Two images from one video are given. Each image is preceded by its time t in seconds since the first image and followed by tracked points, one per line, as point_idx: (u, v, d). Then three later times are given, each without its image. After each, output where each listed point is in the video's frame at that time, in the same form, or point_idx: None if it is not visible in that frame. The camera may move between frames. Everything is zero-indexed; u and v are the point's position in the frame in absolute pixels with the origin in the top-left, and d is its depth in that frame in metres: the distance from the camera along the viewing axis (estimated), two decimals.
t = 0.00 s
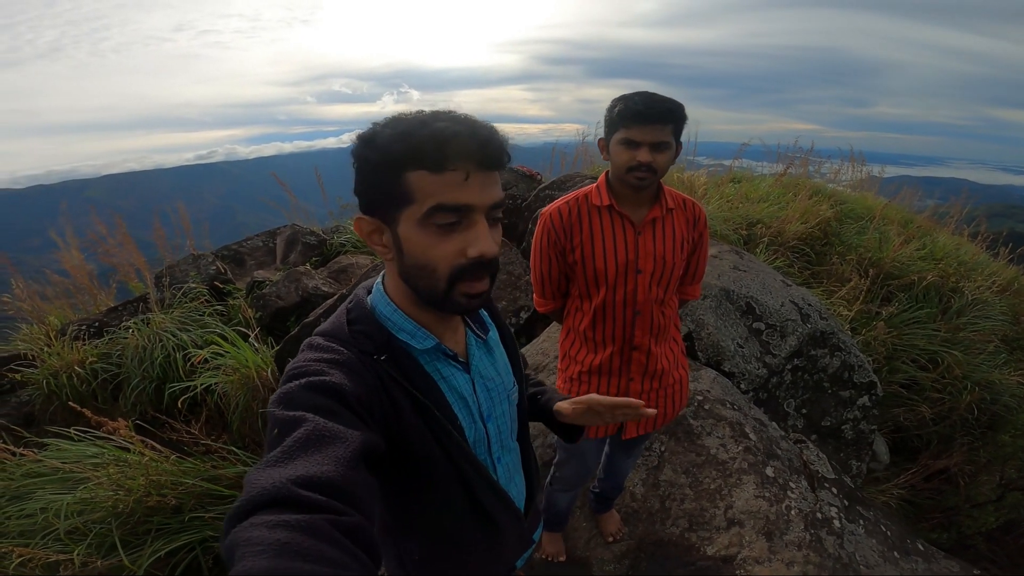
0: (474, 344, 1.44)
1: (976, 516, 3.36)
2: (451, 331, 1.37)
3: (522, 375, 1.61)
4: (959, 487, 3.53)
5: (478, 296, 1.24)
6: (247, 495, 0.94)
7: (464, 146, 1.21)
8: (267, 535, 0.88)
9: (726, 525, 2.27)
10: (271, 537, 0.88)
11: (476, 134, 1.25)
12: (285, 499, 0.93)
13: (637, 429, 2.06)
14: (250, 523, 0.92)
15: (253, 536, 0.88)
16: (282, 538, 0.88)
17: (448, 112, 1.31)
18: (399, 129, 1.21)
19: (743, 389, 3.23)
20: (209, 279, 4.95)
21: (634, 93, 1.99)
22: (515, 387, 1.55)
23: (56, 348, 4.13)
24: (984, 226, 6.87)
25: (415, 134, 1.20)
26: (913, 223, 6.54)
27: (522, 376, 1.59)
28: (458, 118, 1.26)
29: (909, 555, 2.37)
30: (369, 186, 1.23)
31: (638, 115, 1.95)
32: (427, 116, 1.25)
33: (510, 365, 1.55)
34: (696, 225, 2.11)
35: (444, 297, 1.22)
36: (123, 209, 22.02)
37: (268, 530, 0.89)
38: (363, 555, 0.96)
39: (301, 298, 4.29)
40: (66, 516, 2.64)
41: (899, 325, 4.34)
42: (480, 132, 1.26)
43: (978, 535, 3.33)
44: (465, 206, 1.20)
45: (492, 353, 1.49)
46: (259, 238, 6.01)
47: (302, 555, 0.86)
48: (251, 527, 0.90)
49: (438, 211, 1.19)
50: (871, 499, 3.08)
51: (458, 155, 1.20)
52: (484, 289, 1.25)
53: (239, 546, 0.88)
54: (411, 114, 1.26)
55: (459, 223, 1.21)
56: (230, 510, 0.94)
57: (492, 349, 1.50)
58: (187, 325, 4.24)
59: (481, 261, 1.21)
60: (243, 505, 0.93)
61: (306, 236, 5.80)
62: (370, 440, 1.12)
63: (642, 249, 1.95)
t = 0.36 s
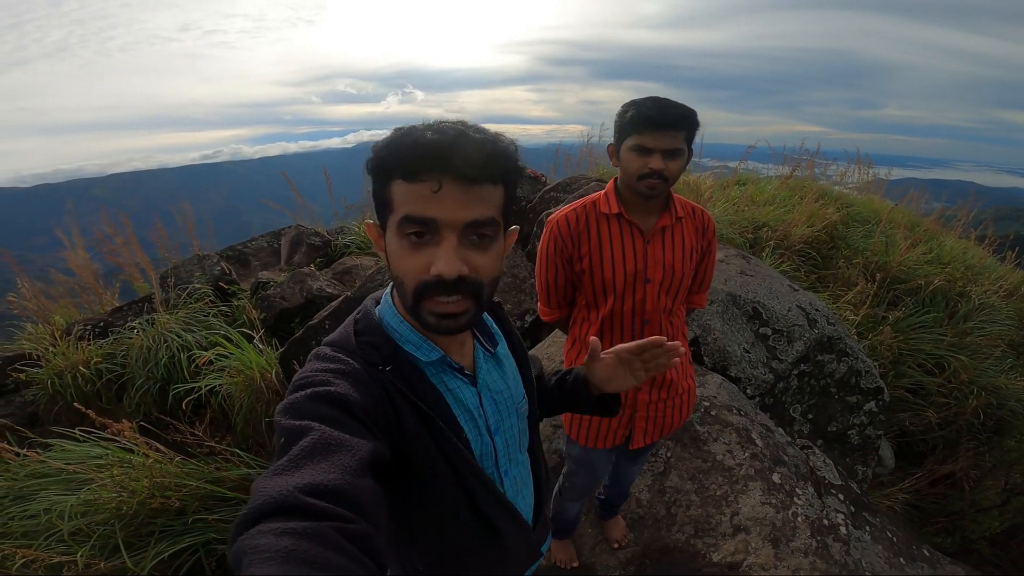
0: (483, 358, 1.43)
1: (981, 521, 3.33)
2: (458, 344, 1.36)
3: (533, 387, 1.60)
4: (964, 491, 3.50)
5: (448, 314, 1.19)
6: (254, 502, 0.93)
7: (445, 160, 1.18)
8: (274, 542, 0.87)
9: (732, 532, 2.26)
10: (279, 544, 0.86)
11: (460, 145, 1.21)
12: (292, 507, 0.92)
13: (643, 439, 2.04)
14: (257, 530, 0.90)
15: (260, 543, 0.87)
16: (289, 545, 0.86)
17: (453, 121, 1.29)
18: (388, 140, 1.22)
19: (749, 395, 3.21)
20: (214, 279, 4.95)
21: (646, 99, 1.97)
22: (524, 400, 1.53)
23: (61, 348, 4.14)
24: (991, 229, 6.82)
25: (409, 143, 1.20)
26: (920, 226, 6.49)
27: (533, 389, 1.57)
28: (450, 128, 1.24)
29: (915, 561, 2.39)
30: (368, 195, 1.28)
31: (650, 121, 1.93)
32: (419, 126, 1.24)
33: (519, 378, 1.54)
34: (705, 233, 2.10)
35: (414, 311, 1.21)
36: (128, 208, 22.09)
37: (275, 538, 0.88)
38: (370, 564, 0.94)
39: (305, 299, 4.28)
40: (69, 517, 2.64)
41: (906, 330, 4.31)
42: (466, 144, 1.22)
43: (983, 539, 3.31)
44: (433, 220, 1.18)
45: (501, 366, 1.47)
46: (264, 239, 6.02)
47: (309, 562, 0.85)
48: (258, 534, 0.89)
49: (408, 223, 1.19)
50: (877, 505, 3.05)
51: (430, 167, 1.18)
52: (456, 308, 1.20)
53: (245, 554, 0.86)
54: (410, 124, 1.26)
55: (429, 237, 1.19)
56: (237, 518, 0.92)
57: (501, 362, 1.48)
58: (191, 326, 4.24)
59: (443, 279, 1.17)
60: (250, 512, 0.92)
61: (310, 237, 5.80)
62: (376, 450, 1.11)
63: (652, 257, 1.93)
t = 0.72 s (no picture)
0: (500, 353, 1.42)
1: (982, 523, 3.37)
2: (478, 339, 1.35)
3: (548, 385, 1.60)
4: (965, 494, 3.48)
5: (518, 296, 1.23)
6: (271, 498, 0.93)
7: (497, 149, 1.20)
8: (289, 539, 0.87)
9: (737, 532, 2.25)
10: (294, 541, 0.86)
11: (503, 134, 1.24)
12: (308, 503, 0.92)
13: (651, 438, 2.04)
14: (273, 526, 0.90)
15: (275, 540, 0.87)
16: (304, 542, 0.86)
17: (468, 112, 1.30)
18: (424, 132, 1.18)
19: (753, 396, 3.20)
20: (216, 278, 4.95)
21: (655, 98, 1.97)
22: (540, 397, 1.52)
23: (63, 346, 4.14)
24: (993, 233, 6.80)
25: (421, 142, 1.17)
26: (922, 229, 6.48)
27: (549, 385, 1.57)
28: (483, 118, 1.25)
29: (919, 563, 2.38)
30: (396, 194, 1.21)
31: (660, 119, 1.93)
32: (449, 118, 1.23)
33: (536, 374, 1.53)
34: (712, 232, 2.10)
35: (481, 301, 1.21)
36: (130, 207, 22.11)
37: (291, 534, 0.88)
38: (384, 562, 0.94)
39: (308, 298, 4.28)
40: (70, 516, 2.64)
41: (908, 333, 4.30)
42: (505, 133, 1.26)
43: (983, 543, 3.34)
44: (499, 207, 1.19)
45: (518, 362, 1.46)
46: (266, 238, 6.02)
47: (324, 560, 0.84)
48: (273, 531, 0.89)
49: (475, 214, 1.17)
50: (880, 507, 3.04)
51: (488, 156, 1.19)
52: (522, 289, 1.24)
53: (262, 550, 0.86)
54: (432, 116, 1.24)
55: (494, 225, 1.20)
56: (253, 514, 0.93)
57: (519, 358, 1.47)
58: (194, 324, 4.24)
59: (520, 262, 1.20)
60: (266, 508, 0.92)
61: (313, 236, 5.81)
62: (392, 446, 1.10)
63: (660, 256, 1.93)
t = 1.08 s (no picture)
0: (487, 356, 1.44)
1: (978, 528, 3.30)
2: (466, 343, 1.36)
3: (533, 385, 1.62)
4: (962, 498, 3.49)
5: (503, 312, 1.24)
6: (262, 509, 0.93)
7: (508, 164, 1.20)
8: (281, 549, 0.88)
9: (731, 536, 2.25)
10: (286, 551, 0.87)
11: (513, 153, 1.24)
12: (299, 513, 0.93)
13: (645, 441, 2.05)
14: (265, 537, 0.91)
15: (267, 551, 0.88)
16: (297, 551, 0.87)
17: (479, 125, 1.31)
18: (433, 142, 1.19)
19: (749, 400, 3.20)
20: (216, 278, 4.95)
21: (649, 103, 1.97)
22: (525, 397, 1.54)
23: (62, 344, 4.15)
24: (993, 238, 6.80)
25: (423, 146, 1.19)
26: (921, 234, 6.48)
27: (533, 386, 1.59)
28: (493, 133, 1.25)
29: (912, 568, 2.39)
30: (394, 195, 1.20)
31: (653, 125, 1.94)
32: (461, 130, 1.23)
33: (521, 376, 1.54)
34: (704, 236, 2.11)
35: (468, 314, 1.21)
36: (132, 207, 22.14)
37: (283, 544, 0.88)
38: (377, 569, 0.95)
39: (307, 298, 4.29)
40: (66, 514, 2.65)
41: (906, 337, 4.30)
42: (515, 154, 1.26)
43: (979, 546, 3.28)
44: (499, 225, 1.19)
45: (504, 364, 1.48)
46: (266, 238, 6.04)
47: (317, 568, 0.85)
48: (265, 541, 0.90)
49: (474, 228, 1.17)
50: (875, 511, 3.05)
51: (493, 172, 1.18)
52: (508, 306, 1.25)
53: (254, 561, 0.87)
54: (442, 126, 1.24)
55: (490, 241, 1.20)
56: (244, 525, 0.93)
57: (504, 360, 1.49)
58: (193, 324, 4.25)
59: (510, 280, 1.21)
60: (257, 519, 0.92)
61: (313, 237, 5.82)
62: (383, 453, 1.11)
63: (653, 261, 1.94)
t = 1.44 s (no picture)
0: (486, 360, 1.43)
1: (978, 528, 3.28)
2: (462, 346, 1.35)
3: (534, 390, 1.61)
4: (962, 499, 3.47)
5: (452, 334, 1.20)
6: (255, 505, 0.92)
7: (441, 178, 1.16)
8: (275, 546, 0.87)
9: (731, 537, 2.24)
10: (280, 548, 0.86)
11: (457, 160, 1.18)
12: (294, 511, 0.92)
13: (647, 443, 2.04)
14: (257, 534, 0.90)
15: (260, 548, 0.87)
16: (290, 549, 0.86)
17: (446, 124, 1.26)
18: (374, 156, 1.20)
19: (749, 401, 3.19)
20: (215, 278, 4.94)
21: (647, 103, 1.97)
22: (525, 402, 1.52)
23: (60, 344, 4.13)
24: (993, 238, 6.79)
25: (369, 162, 1.21)
26: (921, 234, 6.47)
27: (534, 391, 1.57)
28: (442, 137, 1.21)
29: (912, 569, 2.39)
30: (365, 207, 1.28)
31: (653, 125, 1.93)
32: (409, 137, 1.20)
33: (521, 381, 1.53)
34: (704, 236, 2.10)
35: (418, 331, 1.23)
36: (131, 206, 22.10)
37: (276, 541, 0.88)
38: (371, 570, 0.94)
39: (306, 299, 4.28)
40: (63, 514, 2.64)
41: (906, 338, 4.29)
42: (464, 158, 1.19)
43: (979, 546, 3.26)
44: (431, 243, 1.18)
45: (505, 368, 1.47)
46: (265, 238, 6.02)
47: (310, 567, 0.84)
48: (258, 538, 0.89)
49: (407, 245, 1.19)
50: (875, 512, 3.04)
51: (423, 189, 1.16)
52: (458, 326, 1.21)
53: (246, 558, 0.86)
54: (396, 132, 1.23)
55: (429, 258, 1.19)
56: (237, 522, 0.92)
57: (505, 364, 1.48)
58: (192, 324, 4.24)
59: (446, 302, 1.17)
60: (251, 516, 0.91)
61: (312, 237, 5.81)
62: (379, 453, 1.10)
63: (654, 262, 1.93)
